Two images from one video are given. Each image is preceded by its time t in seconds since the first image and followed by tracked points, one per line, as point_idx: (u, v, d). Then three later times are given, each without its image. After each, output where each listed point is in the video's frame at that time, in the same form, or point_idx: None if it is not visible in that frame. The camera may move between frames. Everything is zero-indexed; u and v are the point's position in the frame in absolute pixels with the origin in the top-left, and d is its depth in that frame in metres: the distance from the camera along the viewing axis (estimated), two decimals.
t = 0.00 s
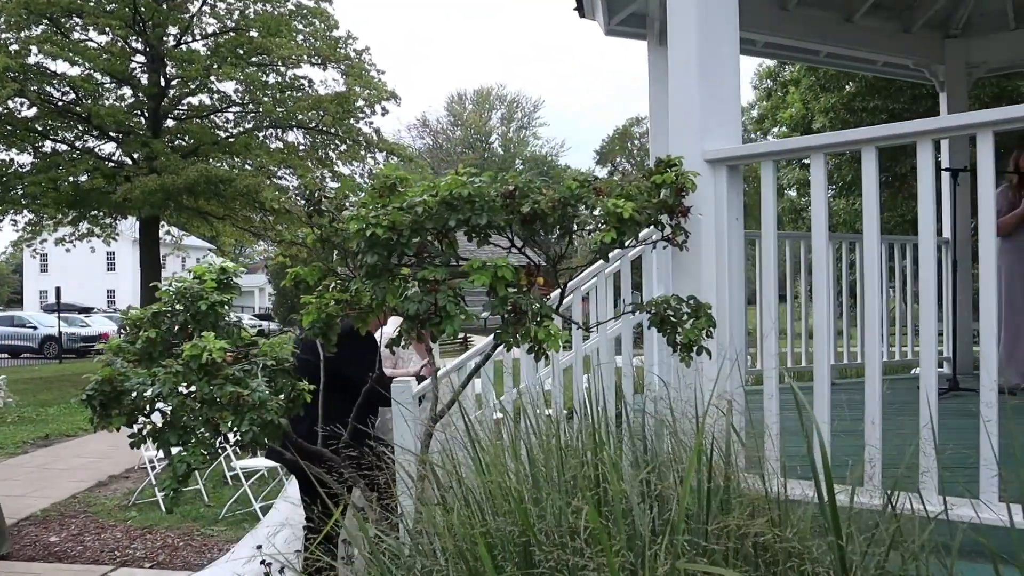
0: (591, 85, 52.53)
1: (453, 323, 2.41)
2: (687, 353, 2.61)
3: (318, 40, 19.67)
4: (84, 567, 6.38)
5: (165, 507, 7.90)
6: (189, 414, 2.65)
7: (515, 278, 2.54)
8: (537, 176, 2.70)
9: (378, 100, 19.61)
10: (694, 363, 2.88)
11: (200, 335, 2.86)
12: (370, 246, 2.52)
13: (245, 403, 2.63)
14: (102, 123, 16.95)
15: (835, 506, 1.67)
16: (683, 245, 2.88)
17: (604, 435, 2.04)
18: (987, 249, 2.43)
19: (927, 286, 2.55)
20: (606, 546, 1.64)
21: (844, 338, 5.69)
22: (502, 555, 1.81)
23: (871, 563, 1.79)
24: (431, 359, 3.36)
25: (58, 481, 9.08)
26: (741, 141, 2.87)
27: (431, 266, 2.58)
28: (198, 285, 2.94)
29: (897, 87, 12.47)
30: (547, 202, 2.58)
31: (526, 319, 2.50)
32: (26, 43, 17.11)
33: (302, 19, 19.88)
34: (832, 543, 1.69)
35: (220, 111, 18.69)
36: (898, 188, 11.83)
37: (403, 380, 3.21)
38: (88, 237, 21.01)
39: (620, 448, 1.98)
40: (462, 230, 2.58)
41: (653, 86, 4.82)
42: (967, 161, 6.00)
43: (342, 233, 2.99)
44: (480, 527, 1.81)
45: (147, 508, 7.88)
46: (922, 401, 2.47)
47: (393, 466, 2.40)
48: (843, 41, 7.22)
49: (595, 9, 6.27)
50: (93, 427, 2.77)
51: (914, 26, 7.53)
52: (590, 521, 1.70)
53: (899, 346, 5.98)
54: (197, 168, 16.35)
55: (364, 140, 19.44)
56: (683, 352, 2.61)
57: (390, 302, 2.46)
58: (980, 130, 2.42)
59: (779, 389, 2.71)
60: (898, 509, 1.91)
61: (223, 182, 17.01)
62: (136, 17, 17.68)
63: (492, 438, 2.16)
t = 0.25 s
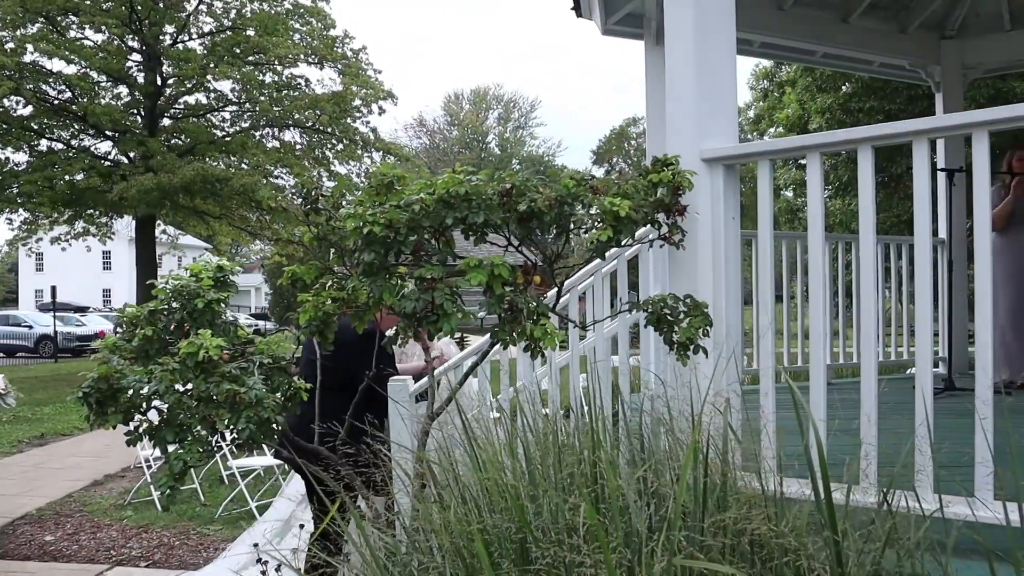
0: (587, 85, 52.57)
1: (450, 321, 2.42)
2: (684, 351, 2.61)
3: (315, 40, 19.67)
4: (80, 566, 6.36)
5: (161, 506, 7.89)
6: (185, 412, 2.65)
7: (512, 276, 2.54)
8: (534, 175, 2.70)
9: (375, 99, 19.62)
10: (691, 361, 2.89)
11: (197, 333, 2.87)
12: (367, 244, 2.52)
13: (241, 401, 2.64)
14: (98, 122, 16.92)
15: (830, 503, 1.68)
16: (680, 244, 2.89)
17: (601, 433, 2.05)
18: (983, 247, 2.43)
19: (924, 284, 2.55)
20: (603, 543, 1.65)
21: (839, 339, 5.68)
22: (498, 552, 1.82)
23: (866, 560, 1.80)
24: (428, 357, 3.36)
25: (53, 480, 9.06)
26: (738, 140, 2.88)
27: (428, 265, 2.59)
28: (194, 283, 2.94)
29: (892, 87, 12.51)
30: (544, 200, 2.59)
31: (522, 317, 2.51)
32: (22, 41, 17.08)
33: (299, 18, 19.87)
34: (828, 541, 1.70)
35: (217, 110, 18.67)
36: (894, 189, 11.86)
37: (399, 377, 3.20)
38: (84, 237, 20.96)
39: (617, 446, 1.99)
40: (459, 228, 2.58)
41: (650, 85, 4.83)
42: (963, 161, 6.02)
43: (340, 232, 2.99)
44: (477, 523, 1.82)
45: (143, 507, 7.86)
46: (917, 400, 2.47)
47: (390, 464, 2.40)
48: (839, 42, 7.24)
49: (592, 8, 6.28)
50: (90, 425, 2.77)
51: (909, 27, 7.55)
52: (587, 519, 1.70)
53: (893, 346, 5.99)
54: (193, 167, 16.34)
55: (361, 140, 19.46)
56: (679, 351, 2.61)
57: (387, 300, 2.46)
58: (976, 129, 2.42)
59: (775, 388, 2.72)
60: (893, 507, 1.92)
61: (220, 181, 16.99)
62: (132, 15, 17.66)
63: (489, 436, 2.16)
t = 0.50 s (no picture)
0: (584, 86, 52.61)
1: (449, 321, 2.43)
2: (680, 351, 2.63)
3: (312, 39, 19.67)
4: (75, 566, 6.36)
5: (157, 507, 7.88)
6: (183, 411, 2.66)
7: (510, 276, 2.55)
8: (531, 174, 2.71)
9: (372, 99, 19.65)
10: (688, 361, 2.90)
11: (195, 332, 2.87)
12: (365, 243, 2.54)
13: (239, 399, 2.64)
14: (94, 121, 16.90)
15: (825, 501, 1.69)
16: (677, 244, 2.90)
17: (598, 431, 2.05)
18: (978, 248, 2.44)
19: (919, 285, 2.56)
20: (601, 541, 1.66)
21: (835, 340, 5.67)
22: (496, 550, 1.83)
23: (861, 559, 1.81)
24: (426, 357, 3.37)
25: (49, 480, 9.05)
26: (735, 140, 2.89)
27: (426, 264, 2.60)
28: (192, 282, 2.95)
29: (888, 89, 12.54)
30: (541, 200, 2.59)
31: (519, 316, 2.52)
32: (18, 40, 17.05)
33: (296, 17, 19.87)
34: (824, 538, 1.71)
35: (213, 109, 18.64)
36: (890, 189, 11.90)
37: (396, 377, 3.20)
38: (80, 236, 20.91)
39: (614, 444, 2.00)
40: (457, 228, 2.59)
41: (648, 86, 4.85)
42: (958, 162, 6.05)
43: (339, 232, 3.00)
44: (473, 522, 1.83)
45: (139, 507, 7.86)
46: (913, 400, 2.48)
47: (388, 463, 2.41)
48: (835, 43, 7.26)
49: (589, 9, 6.30)
50: (87, 423, 2.77)
51: (906, 29, 7.58)
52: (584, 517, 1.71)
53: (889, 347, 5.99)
54: (189, 167, 16.34)
55: (357, 140, 19.51)
56: (676, 351, 2.63)
57: (385, 299, 2.47)
58: (970, 130, 2.44)
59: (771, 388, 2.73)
60: (888, 505, 1.93)
61: (216, 180, 16.97)
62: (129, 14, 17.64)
63: (486, 434, 2.17)
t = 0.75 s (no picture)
0: (580, 86, 52.69)
1: (443, 325, 2.45)
2: (673, 355, 2.65)
3: (309, 40, 19.69)
4: (71, 567, 6.37)
5: (152, 507, 7.89)
6: (178, 413, 2.67)
7: (504, 279, 2.57)
8: (525, 179, 2.73)
9: (369, 100, 19.69)
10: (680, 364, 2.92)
11: (190, 335, 2.88)
12: (360, 247, 2.55)
13: (234, 402, 2.65)
14: (91, 121, 16.89)
15: (812, 504, 1.70)
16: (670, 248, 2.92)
17: (590, 433, 2.07)
18: (967, 253, 2.47)
19: (909, 289, 2.58)
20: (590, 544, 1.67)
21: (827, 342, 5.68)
22: (488, 553, 1.84)
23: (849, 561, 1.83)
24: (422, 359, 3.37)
25: (44, 480, 9.05)
26: (729, 145, 2.91)
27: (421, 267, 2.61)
28: (188, 285, 2.96)
29: (884, 91, 12.59)
30: (535, 205, 2.61)
31: (513, 320, 2.53)
32: (14, 40, 17.03)
33: (293, 18, 19.88)
34: (811, 540, 1.72)
35: (210, 109, 18.64)
36: (885, 191, 11.95)
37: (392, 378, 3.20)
38: (76, 236, 20.89)
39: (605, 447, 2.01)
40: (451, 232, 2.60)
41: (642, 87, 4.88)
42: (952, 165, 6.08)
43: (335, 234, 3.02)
44: (465, 526, 1.84)
45: (134, 507, 7.87)
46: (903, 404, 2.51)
47: (383, 466, 2.42)
48: (830, 45, 7.29)
49: (585, 11, 6.32)
50: (83, 425, 2.78)
51: (901, 31, 7.61)
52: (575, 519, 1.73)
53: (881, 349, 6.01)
54: (186, 167, 16.34)
55: (354, 140, 19.54)
56: (669, 354, 2.65)
57: (379, 303, 2.49)
58: (960, 136, 2.47)
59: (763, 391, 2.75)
60: (876, 508, 1.95)
61: (213, 180, 16.98)
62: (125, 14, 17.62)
63: (480, 437, 2.18)
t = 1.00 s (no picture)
0: (575, 87, 52.75)
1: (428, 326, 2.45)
2: (658, 355, 2.65)
3: (303, 39, 19.66)
4: (62, 567, 6.36)
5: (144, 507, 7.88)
6: (163, 414, 2.65)
7: (489, 280, 2.57)
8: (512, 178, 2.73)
9: (363, 100, 19.69)
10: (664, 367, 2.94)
11: (177, 335, 2.88)
12: (346, 248, 2.55)
13: (220, 403, 2.65)
14: (84, 120, 16.85)
15: (787, 505, 1.71)
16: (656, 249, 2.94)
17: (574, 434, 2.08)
18: (952, 256, 2.47)
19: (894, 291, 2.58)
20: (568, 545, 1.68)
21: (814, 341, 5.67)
22: (468, 553, 1.85)
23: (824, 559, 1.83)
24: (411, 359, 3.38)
25: (36, 480, 9.03)
26: (716, 146, 2.91)
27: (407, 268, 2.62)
28: (174, 285, 2.96)
29: (877, 92, 12.63)
30: (520, 206, 2.61)
31: (498, 321, 2.53)
32: (7, 39, 16.99)
33: (287, 18, 19.85)
34: (789, 540, 1.73)
35: (204, 109, 18.60)
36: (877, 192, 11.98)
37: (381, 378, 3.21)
38: (70, 235, 20.84)
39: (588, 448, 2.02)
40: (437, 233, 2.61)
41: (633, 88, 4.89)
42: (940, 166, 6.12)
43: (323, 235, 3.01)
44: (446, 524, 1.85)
45: (126, 507, 7.85)
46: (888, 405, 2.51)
47: (370, 467, 2.43)
48: (822, 47, 7.30)
49: (576, 12, 6.32)
50: (68, 425, 2.77)
51: (892, 32, 7.62)
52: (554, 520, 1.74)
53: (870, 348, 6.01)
54: (179, 167, 16.32)
55: (348, 140, 19.55)
56: (655, 355, 2.65)
57: (364, 304, 2.50)
58: (944, 138, 2.47)
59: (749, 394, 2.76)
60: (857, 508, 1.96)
61: (206, 180, 16.95)
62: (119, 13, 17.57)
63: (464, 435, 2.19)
